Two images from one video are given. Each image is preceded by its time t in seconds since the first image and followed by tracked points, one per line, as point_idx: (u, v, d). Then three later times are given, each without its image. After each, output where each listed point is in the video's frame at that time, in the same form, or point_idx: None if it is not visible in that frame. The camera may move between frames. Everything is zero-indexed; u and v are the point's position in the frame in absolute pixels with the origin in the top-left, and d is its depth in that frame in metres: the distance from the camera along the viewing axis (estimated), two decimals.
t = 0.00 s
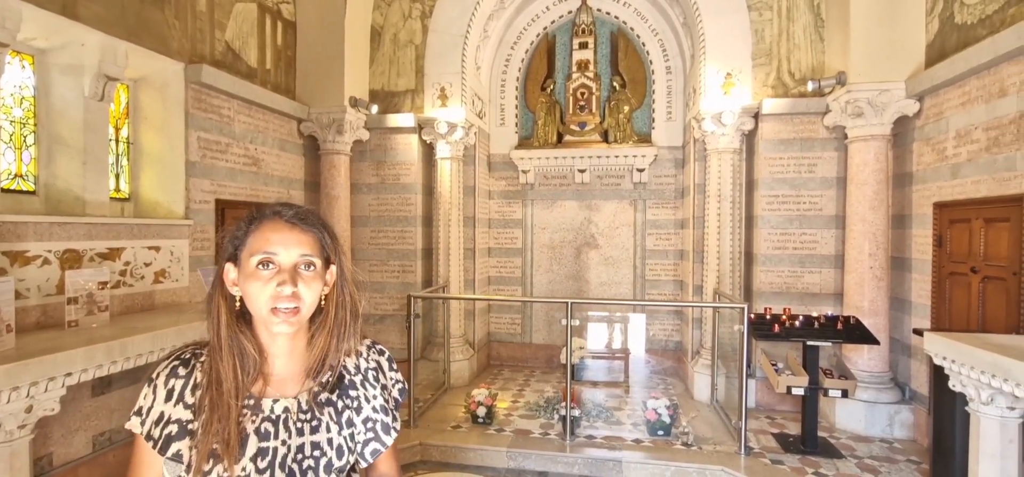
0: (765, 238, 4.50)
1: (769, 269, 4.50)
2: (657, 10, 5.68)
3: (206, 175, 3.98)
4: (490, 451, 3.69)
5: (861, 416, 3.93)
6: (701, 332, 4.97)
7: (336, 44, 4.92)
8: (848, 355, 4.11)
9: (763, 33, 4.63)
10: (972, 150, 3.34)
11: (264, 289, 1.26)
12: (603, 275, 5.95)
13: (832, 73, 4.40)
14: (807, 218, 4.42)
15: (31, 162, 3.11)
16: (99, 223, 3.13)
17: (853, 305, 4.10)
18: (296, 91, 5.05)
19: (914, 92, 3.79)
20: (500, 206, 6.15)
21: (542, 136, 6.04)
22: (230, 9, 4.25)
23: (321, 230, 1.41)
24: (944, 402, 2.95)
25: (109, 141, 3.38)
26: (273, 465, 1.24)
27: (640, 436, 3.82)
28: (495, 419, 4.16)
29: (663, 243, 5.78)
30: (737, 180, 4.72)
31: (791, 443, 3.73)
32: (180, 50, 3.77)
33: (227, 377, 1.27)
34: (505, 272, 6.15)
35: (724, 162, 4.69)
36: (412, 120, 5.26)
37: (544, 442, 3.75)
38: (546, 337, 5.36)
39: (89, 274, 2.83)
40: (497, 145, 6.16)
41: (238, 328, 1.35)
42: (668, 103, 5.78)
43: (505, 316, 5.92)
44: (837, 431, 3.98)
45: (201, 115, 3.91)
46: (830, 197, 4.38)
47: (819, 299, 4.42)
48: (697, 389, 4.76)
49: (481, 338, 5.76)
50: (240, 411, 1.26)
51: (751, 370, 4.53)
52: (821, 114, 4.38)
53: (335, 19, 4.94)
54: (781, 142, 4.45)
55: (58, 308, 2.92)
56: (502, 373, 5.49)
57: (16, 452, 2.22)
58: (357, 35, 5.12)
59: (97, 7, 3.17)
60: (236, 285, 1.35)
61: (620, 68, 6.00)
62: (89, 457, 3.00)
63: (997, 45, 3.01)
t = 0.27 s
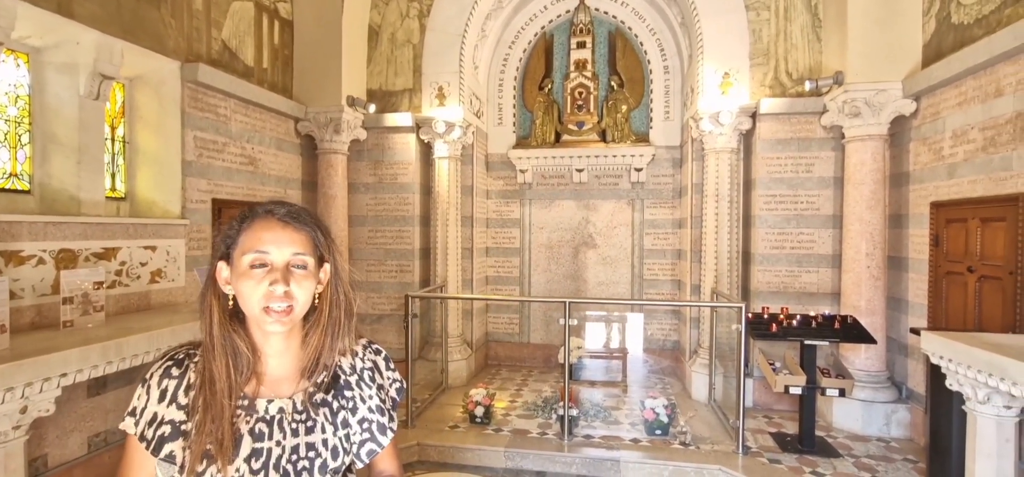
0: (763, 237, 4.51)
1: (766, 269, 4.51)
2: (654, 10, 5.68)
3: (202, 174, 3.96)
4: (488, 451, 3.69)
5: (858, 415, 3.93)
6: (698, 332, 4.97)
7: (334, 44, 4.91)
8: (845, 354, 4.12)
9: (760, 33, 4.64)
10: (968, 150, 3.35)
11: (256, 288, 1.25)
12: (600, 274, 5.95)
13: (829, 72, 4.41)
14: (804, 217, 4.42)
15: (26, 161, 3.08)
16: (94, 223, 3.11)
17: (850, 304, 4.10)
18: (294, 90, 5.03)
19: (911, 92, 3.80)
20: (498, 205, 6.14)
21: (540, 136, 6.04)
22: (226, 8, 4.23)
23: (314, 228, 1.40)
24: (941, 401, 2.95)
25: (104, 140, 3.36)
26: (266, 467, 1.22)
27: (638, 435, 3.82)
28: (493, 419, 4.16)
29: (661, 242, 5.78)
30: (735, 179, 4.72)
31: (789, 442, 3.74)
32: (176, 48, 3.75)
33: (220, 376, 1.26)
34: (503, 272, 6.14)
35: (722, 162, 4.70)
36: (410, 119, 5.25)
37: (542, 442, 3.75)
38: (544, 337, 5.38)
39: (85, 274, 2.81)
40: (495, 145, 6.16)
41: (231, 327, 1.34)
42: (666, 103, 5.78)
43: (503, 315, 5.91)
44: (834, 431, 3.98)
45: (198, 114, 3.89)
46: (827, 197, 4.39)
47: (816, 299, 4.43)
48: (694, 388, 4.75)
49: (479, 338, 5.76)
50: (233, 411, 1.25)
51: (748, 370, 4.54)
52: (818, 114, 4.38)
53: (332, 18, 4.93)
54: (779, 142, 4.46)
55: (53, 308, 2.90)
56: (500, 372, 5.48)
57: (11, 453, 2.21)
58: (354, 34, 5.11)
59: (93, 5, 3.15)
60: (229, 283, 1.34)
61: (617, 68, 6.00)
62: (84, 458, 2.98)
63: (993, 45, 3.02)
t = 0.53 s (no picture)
0: (761, 237, 4.52)
1: (764, 268, 4.51)
2: (653, 10, 5.68)
3: (200, 174, 3.96)
4: (487, 451, 3.69)
5: (856, 414, 3.94)
6: (697, 331, 4.97)
7: (332, 43, 4.91)
8: (843, 354, 4.12)
9: (758, 33, 4.65)
10: (966, 150, 3.35)
11: (255, 289, 1.26)
12: (599, 274, 5.96)
13: (828, 72, 4.42)
14: (803, 217, 4.43)
15: (24, 161, 3.07)
16: (92, 223, 3.10)
17: (848, 304, 4.11)
18: (292, 90, 5.03)
19: (909, 92, 3.81)
20: (497, 205, 6.14)
21: (539, 135, 6.04)
22: (225, 8, 4.22)
23: (311, 228, 1.40)
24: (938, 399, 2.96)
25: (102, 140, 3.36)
26: (264, 466, 1.22)
27: (637, 435, 3.82)
28: (492, 419, 4.16)
29: (660, 242, 5.79)
30: (734, 179, 4.73)
31: (787, 441, 3.74)
32: (174, 48, 3.75)
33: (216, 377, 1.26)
34: (502, 271, 6.14)
35: (720, 162, 4.70)
36: (408, 119, 5.25)
37: (541, 441, 3.75)
38: (543, 336, 5.38)
39: (83, 274, 2.81)
40: (494, 145, 6.16)
41: (226, 327, 1.33)
42: (665, 103, 5.78)
43: (502, 315, 5.92)
44: (832, 430, 3.99)
45: (196, 114, 3.88)
46: (825, 197, 4.40)
47: (814, 298, 4.44)
48: (693, 388, 4.75)
49: (478, 338, 5.76)
50: (230, 412, 1.25)
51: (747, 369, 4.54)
52: (816, 114, 4.39)
53: (331, 18, 4.92)
54: (777, 142, 4.46)
55: (51, 308, 2.90)
56: (499, 372, 5.48)
57: (8, 453, 2.20)
58: (353, 34, 5.11)
59: (90, 4, 3.14)
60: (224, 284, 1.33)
61: (616, 68, 6.00)
62: (82, 458, 2.97)
63: (991, 45, 3.02)
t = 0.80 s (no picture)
0: (759, 237, 4.53)
1: (762, 268, 4.52)
2: (651, 10, 5.69)
3: (198, 174, 3.95)
4: (486, 450, 3.69)
5: (853, 413, 3.95)
6: (695, 331, 4.98)
7: (330, 44, 4.91)
8: (840, 353, 4.13)
9: (756, 33, 4.65)
10: (962, 150, 3.37)
11: (250, 291, 1.26)
12: (597, 274, 5.96)
13: (825, 72, 4.43)
14: (800, 216, 4.44)
15: (21, 162, 3.07)
16: (89, 223, 3.10)
17: (845, 303, 4.12)
18: (290, 90, 5.02)
19: (906, 92, 3.82)
20: (495, 205, 6.14)
21: (537, 135, 6.04)
22: (222, 8, 4.22)
23: (306, 228, 1.39)
24: (935, 398, 2.97)
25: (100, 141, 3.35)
26: (261, 468, 1.23)
27: (635, 435, 3.83)
28: (490, 419, 4.16)
29: (658, 242, 5.80)
30: (731, 179, 4.74)
31: (785, 440, 3.75)
32: (171, 48, 3.74)
33: (212, 379, 1.26)
34: (500, 271, 6.15)
35: (718, 162, 4.71)
36: (406, 119, 5.25)
37: (539, 441, 3.75)
38: (541, 336, 5.38)
39: (80, 275, 2.81)
40: (492, 145, 6.16)
41: (222, 329, 1.33)
42: (663, 103, 5.79)
43: (500, 315, 5.92)
44: (829, 429, 4.00)
45: (194, 114, 3.88)
46: (823, 196, 4.41)
47: (812, 298, 4.45)
48: (691, 387, 4.76)
49: (476, 338, 5.76)
50: (226, 413, 1.25)
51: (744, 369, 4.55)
52: (813, 114, 4.40)
53: (329, 18, 4.92)
54: (774, 141, 4.47)
55: (48, 309, 2.89)
56: (497, 372, 5.49)
57: (5, 454, 2.20)
58: (351, 34, 5.11)
59: (87, 4, 3.13)
60: (220, 285, 1.33)
61: (614, 68, 6.00)
62: (80, 459, 2.97)
63: (987, 45, 3.04)
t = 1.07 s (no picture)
0: (757, 237, 4.54)
1: (760, 268, 4.53)
2: (649, 10, 5.69)
3: (196, 175, 3.95)
4: (485, 450, 3.69)
5: (851, 413, 3.96)
6: (693, 330, 4.99)
7: (328, 44, 4.91)
8: (838, 353, 4.14)
9: (754, 34, 4.66)
10: (959, 150, 3.38)
11: (254, 292, 1.26)
12: (596, 274, 5.97)
13: (822, 73, 4.44)
14: (798, 216, 4.45)
15: (19, 162, 3.07)
16: (87, 224, 3.09)
17: (843, 303, 4.13)
18: (288, 90, 5.02)
19: (903, 92, 3.83)
20: (493, 205, 6.14)
21: (535, 136, 6.05)
22: (220, 8, 4.21)
23: (310, 229, 1.40)
24: (932, 398, 2.99)
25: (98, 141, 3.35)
26: (263, 468, 1.23)
27: (634, 434, 3.83)
28: (489, 419, 4.16)
29: (656, 242, 5.80)
30: (730, 179, 4.75)
31: (783, 440, 3.76)
32: (170, 49, 3.74)
33: (215, 379, 1.26)
34: (499, 272, 6.15)
35: (716, 162, 4.72)
36: (405, 119, 5.26)
37: (538, 441, 3.76)
38: (539, 336, 5.39)
39: (79, 275, 2.80)
40: (490, 145, 6.16)
41: (226, 329, 1.33)
42: (661, 103, 5.80)
43: (498, 315, 5.92)
44: (828, 428, 4.01)
45: (192, 115, 3.88)
46: (821, 196, 4.42)
47: (810, 298, 4.46)
48: (689, 387, 4.77)
49: (475, 338, 5.76)
50: (229, 414, 1.25)
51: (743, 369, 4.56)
52: (811, 114, 4.41)
53: (327, 18, 4.92)
54: (772, 142, 4.48)
55: (46, 309, 2.89)
56: (496, 372, 5.49)
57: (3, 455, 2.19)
58: (349, 34, 5.11)
59: (85, 5, 3.13)
60: (224, 285, 1.33)
61: (612, 68, 6.01)
62: (78, 460, 2.96)
63: (983, 46, 3.05)
